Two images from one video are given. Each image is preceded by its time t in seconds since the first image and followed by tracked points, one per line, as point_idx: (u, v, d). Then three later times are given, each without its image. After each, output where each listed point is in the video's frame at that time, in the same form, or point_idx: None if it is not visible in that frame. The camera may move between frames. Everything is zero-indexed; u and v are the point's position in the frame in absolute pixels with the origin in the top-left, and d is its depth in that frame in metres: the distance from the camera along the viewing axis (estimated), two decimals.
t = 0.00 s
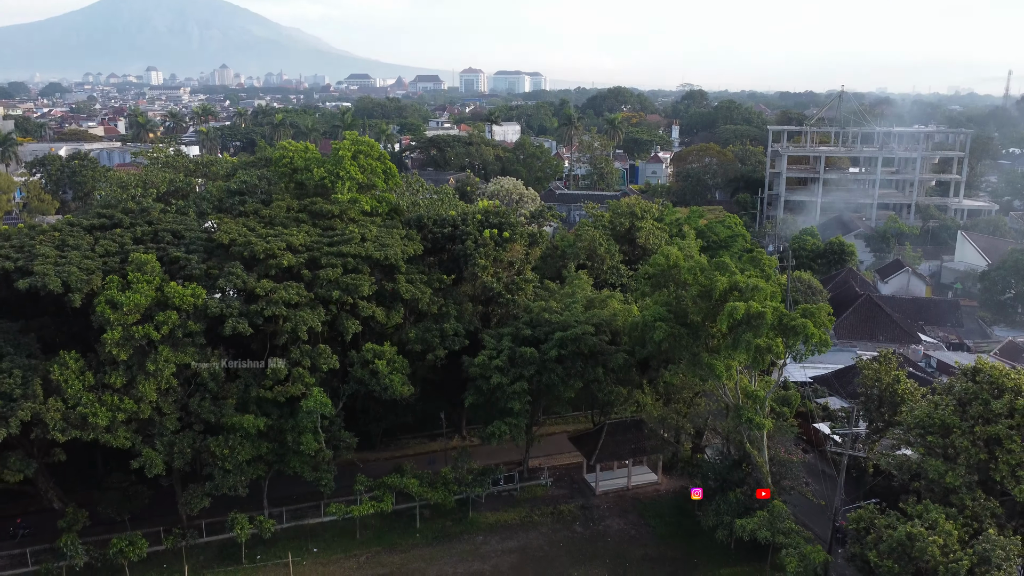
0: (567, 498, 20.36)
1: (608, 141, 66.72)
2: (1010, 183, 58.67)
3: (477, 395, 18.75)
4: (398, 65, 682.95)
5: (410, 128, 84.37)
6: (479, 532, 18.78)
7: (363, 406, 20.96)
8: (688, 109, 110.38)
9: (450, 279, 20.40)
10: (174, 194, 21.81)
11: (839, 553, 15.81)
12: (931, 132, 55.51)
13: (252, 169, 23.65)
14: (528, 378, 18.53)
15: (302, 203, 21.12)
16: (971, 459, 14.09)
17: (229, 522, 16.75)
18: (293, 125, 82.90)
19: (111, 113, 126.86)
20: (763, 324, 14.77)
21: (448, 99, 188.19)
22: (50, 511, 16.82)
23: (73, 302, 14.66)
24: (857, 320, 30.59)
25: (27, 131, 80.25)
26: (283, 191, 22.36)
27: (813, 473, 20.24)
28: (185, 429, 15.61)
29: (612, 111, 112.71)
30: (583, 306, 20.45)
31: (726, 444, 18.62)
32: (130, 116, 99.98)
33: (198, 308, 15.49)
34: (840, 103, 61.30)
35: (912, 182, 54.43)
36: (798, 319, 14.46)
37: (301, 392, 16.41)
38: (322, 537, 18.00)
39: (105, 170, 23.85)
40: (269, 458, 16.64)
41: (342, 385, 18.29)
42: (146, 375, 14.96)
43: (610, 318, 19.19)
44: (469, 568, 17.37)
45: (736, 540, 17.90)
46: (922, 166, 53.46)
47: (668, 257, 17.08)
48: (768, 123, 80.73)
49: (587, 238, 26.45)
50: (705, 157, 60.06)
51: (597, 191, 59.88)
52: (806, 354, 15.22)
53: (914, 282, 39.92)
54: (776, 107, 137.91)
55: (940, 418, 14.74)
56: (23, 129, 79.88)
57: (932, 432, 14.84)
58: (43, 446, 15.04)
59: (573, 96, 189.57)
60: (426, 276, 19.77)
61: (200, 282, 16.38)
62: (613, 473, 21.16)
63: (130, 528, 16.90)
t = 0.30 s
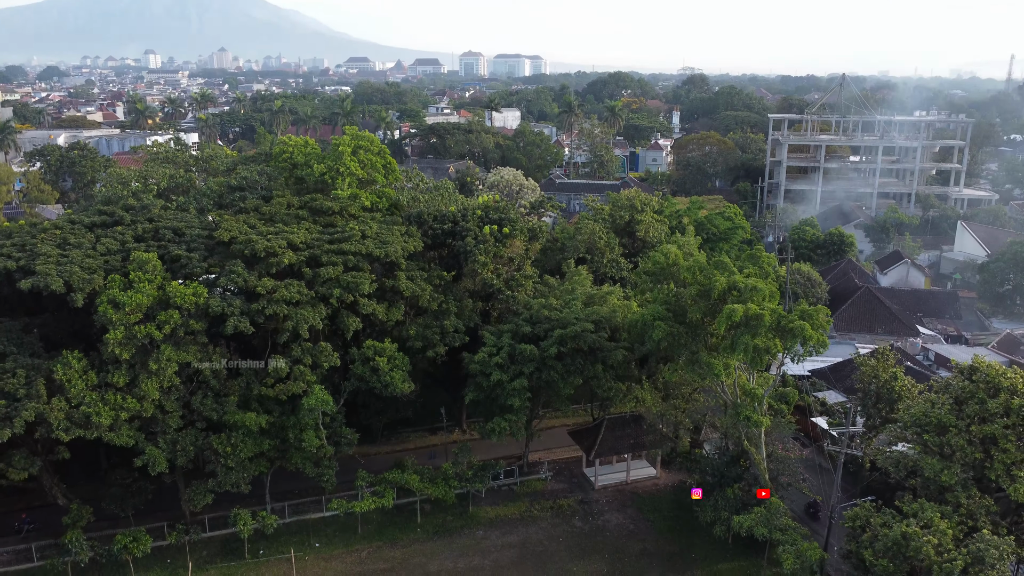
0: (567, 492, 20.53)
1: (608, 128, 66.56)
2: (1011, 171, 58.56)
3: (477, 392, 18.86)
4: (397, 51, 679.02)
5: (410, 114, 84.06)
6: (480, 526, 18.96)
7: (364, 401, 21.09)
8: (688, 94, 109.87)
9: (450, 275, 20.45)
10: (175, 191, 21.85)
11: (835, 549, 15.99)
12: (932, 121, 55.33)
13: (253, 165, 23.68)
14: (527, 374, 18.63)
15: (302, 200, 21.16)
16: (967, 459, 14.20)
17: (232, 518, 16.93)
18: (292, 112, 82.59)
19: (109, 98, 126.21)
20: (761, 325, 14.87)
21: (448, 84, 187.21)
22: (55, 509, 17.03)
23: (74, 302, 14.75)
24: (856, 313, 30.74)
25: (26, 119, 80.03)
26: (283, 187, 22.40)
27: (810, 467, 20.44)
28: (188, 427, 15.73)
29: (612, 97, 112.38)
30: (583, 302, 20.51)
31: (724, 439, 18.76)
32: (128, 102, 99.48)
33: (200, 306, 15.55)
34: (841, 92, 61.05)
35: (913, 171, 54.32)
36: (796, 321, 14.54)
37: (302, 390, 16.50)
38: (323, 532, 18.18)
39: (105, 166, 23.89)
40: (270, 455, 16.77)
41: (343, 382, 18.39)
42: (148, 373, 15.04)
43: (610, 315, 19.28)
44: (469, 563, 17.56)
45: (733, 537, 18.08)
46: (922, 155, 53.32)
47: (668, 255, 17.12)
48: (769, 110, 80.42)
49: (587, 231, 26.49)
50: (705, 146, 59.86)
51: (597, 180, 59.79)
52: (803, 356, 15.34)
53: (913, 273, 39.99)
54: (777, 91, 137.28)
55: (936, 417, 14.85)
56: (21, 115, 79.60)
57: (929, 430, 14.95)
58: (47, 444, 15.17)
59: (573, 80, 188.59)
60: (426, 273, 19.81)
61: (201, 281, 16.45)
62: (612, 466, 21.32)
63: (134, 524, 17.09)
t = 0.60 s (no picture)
0: (567, 487, 20.72)
1: (608, 117, 66.32)
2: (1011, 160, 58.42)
3: (477, 389, 18.99)
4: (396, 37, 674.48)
5: (409, 101, 83.67)
6: (480, 521, 19.17)
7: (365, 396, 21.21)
8: (689, 79, 109.24)
9: (450, 272, 20.52)
10: (175, 187, 21.86)
11: (831, 545, 16.18)
12: (933, 110, 55.12)
13: (253, 160, 23.67)
14: (527, 372, 18.75)
15: (302, 197, 21.18)
16: (963, 458, 14.36)
17: (236, 514, 17.11)
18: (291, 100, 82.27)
19: (107, 83, 125.52)
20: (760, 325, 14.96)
21: (448, 68, 185.98)
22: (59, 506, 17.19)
23: (76, 302, 14.84)
24: (855, 307, 30.82)
25: (25, 106, 79.72)
26: (283, 183, 22.42)
27: (808, 461, 20.62)
28: (191, 425, 15.87)
29: (613, 83, 111.84)
30: (583, 299, 20.59)
31: (722, 435, 18.91)
32: (127, 89, 98.98)
33: (201, 305, 15.63)
34: (842, 81, 60.75)
35: (913, 160, 54.21)
36: (794, 322, 14.63)
37: (304, 388, 16.62)
38: (326, 527, 18.38)
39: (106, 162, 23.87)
40: (273, 452, 16.92)
41: (344, 379, 18.51)
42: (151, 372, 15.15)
43: (609, 312, 19.36)
44: (470, 558, 17.76)
45: (731, 532, 18.28)
46: (923, 144, 53.18)
47: (668, 254, 17.17)
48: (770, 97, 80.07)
49: (587, 225, 26.54)
50: (705, 134, 59.65)
51: (597, 169, 59.66)
52: (801, 358, 15.44)
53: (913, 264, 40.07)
54: (779, 75, 136.45)
55: (933, 415, 14.99)
56: (20, 102, 79.21)
57: (925, 429, 15.11)
58: (52, 443, 15.32)
59: (574, 65, 187.29)
60: (426, 270, 19.88)
61: (203, 279, 16.52)
62: (612, 461, 21.49)
63: (138, 520, 17.28)
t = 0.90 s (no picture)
0: (567, 489, 20.85)
1: (608, 112, 66.21)
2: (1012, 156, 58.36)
3: (478, 392, 19.10)
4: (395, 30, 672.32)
5: (409, 94, 83.45)
6: (481, 523, 19.30)
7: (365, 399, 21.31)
8: (689, 71, 108.99)
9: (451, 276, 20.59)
10: (176, 190, 21.91)
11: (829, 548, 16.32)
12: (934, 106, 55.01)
13: (254, 163, 23.71)
14: (527, 376, 18.86)
15: (303, 201, 21.23)
16: (959, 464, 14.48)
17: (238, 517, 17.23)
18: (291, 94, 82.16)
19: (106, 75, 125.17)
20: (759, 332, 15.06)
21: (448, 59, 185.68)
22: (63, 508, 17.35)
23: (79, 308, 14.95)
24: (854, 307, 30.89)
25: (25, 99, 79.73)
26: (284, 185, 22.48)
27: (806, 463, 20.74)
28: (193, 430, 16.00)
29: (613, 75, 111.51)
30: (583, 302, 20.67)
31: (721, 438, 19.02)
32: (126, 82, 98.86)
33: (203, 311, 15.73)
34: (843, 78, 60.60)
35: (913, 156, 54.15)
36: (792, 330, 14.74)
37: (305, 393, 16.72)
38: (327, 529, 18.52)
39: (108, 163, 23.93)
40: (274, 456, 17.04)
41: (345, 382, 18.61)
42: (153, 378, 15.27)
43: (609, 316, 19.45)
44: (471, 561, 17.91)
45: (729, 535, 18.42)
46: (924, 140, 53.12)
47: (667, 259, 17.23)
48: (770, 91, 79.90)
49: (587, 225, 26.58)
50: (706, 130, 59.55)
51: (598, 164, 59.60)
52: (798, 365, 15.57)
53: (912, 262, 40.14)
54: (780, 67, 135.93)
55: (930, 421, 15.09)
56: (20, 96, 79.17)
57: (922, 434, 15.22)
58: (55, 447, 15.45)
59: (574, 56, 186.63)
60: (426, 274, 19.95)
61: (205, 285, 16.62)
62: (612, 462, 21.61)
63: (141, 523, 17.43)
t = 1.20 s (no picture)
0: (567, 496, 20.94)
1: (609, 114, 66.31)
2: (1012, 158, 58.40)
3: (478, 401, 19.21)
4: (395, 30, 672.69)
5: (409, 95, 83.49)
6: (481, 532, 19.40)
7: (366, 406, 21.42)
8: (689, 70, 109.13)
9: (451, 285, 20.73)
10: (178, 199, 22.06)
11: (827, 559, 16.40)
12: (934, 107, 54.93)
13: (256, 172, 23.84)
14: (527, 385, 18.98)
15: (305, 210, 21.37)
16: (956, 476, 14.57)
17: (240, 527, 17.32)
18: (291, 94, 82.18)
19: (107, 74, 125.28)
20: (757, 345, 15.19)
21: (449, 56, 185.46)
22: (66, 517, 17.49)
23: (82, 320, 15.09)
24: (853, 313, 31.01)
25: (26, 100, 79.81)
26: (285, 194, 22.58)
27: (805, 471, 20.81)
28: (196, 440, 16.11)
29: (613, 75, 111.66)
30: (582, 311, 20.76)
31: (720, 448, 19.10)
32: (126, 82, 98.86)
33: (206, 322, 15.85)
34: (843, 80, 60.65)
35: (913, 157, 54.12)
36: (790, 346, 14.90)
37: (306, 403, 16.85)
38: (328, 538, 18.61)
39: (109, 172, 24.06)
40: (276, 465, 17.15)
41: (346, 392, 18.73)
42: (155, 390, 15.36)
43: (608, 327, 19.59)
44: (471, 570, 17.99)
45: (728, 544, 18.51)
46: (923, 141, 53.11)
47: (667, 270, 17.36)
48: (770, 90, 79.92)
49: (587, 231, 26.67)
50: (705, 131, 59.63)
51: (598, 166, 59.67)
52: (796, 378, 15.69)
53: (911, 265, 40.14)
54: (780, 64, 135.83)
55: (928, 434, 15.19)
56: (20, 97, 79.32)
57: (919, 445, 15.32)
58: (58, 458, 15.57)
59: (575, 54, 186.62)
60: (427, 284, 20.08)
61: (207, 296, 16.76)
62: (611, 470, 21.69)
63: (144, 532, 17.55)
